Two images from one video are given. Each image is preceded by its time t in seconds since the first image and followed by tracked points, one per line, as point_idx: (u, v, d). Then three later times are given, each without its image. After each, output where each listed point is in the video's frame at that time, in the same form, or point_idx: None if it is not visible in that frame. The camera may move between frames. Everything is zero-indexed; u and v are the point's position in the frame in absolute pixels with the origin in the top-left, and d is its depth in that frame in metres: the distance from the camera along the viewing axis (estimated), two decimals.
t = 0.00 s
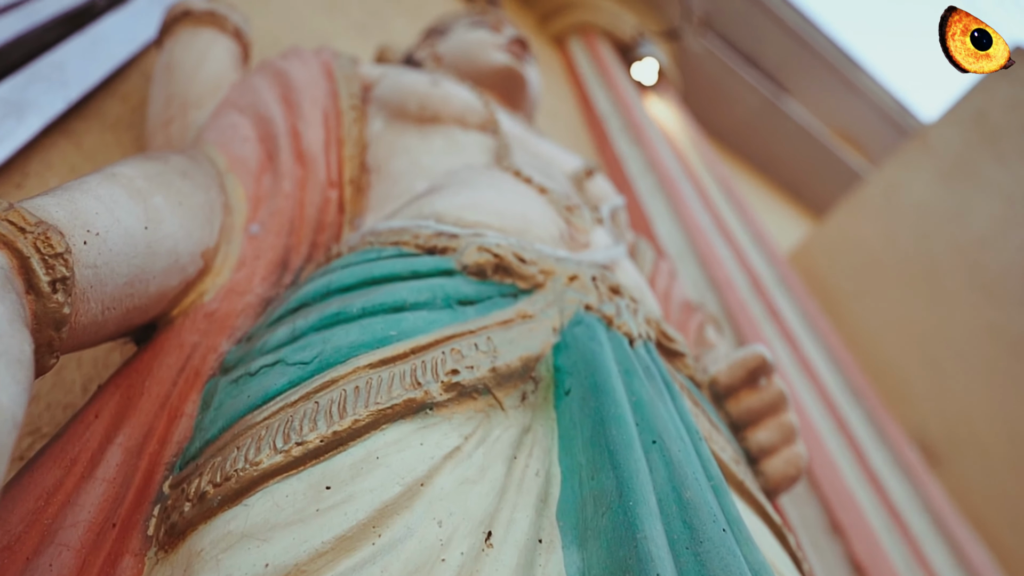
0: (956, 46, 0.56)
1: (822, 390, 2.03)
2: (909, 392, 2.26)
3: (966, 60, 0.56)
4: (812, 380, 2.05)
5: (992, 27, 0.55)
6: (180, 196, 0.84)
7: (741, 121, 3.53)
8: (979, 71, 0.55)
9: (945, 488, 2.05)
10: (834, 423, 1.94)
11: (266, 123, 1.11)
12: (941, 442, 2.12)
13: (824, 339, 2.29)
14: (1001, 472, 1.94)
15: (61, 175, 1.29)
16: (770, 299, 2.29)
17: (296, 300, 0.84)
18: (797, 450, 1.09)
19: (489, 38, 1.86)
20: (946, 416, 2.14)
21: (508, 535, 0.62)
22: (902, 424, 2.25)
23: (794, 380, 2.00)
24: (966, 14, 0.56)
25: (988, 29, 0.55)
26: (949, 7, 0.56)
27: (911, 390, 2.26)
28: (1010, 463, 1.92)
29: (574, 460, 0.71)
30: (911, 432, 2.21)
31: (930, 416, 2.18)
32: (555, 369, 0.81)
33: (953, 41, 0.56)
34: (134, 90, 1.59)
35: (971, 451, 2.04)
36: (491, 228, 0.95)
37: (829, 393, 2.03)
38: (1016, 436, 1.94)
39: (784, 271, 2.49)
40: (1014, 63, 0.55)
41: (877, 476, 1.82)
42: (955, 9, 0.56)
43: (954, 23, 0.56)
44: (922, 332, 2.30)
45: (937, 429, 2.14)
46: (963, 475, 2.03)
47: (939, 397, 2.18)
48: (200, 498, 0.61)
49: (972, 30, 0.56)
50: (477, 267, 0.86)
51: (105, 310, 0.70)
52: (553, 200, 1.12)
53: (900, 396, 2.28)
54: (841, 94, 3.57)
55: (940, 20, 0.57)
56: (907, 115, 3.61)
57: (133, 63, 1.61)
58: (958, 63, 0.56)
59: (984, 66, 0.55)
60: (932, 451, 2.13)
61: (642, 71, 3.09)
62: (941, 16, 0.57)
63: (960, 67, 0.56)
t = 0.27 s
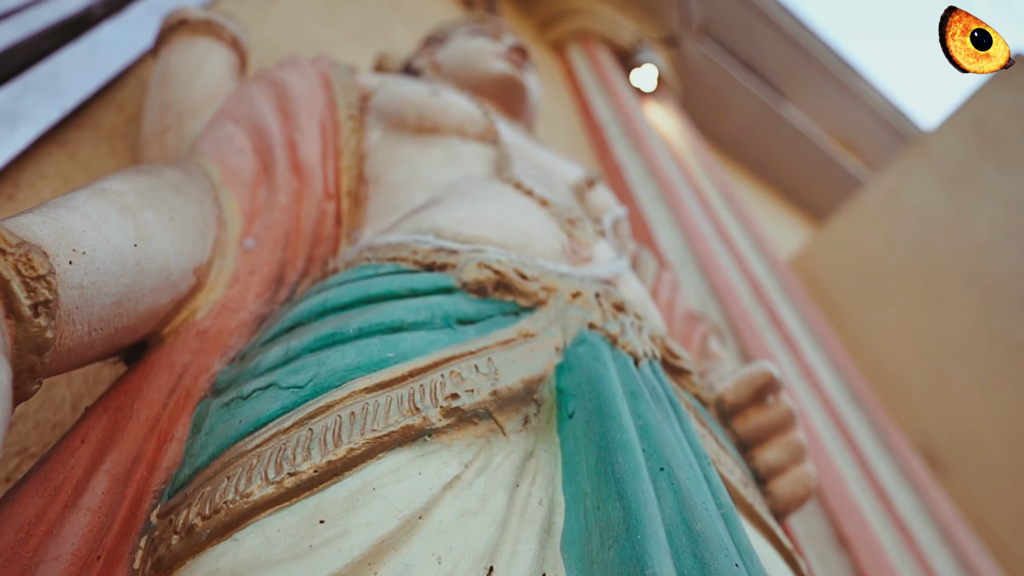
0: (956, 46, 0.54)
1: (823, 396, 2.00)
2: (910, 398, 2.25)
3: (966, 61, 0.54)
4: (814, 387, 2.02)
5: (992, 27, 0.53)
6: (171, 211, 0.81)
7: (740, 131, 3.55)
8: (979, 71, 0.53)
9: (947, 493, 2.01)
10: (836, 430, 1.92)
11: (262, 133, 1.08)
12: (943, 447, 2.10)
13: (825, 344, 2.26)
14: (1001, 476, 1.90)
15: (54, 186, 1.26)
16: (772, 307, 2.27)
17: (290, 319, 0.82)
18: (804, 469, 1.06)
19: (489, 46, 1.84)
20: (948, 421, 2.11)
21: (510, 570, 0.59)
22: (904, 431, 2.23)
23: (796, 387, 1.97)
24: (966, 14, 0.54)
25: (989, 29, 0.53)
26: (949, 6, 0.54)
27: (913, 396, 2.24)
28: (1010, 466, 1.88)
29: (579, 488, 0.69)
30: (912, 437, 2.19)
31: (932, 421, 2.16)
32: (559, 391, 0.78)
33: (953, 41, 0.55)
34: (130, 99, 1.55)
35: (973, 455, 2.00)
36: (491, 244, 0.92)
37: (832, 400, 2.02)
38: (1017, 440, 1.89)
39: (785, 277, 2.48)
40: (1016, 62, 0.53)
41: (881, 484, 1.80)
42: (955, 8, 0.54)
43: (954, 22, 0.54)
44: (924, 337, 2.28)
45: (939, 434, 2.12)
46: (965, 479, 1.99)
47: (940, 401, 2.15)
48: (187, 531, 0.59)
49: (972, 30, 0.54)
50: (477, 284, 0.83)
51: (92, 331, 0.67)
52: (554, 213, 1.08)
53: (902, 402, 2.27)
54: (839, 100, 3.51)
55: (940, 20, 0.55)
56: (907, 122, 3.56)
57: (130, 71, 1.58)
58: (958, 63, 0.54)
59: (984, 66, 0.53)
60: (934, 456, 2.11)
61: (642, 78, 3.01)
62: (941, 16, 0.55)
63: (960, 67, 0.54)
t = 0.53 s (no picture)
0: (956, 46, 0.56)
1: (825, 398, 2.01)
2: (910, 398, 2.21)
3: (966, 61, 0.55)
4: (815, 390, 2.02)
5: (992, 28, 0.55)
6: (164, 223, 0.79)
7: (739, 133, 3.54)
8: (979, 71, 0.55)
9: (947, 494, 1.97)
10: (836, 429, 1.92)
11: (259, 142, 1.06)
12: (942, 447, 2.06)
13: (825, 347, 2.28)
14: (1004, 479, 1.87)
15: (49, 194, 1.24)
16: (773, 310, 2.28)
17: (287, 332, 0.80)
18: (810, 482, 1.05)
19: (489, 52, 1.82)
20: (949, 421, 2.07)
21: None
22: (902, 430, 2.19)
23: (797, 390, 1.98)
24: (966, 14, 0.56)
25: (988, 29, 0.55)
26: (950, 6, 0.56)
27: (913, 396, 2.20)
28: (1014, 469, 1.85)
29: (583, 507, 0.67)
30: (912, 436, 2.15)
31: (932, 421, 2.12)
32: (561, 407, 0.76)
33: (953, 41, 0.56)
34: (127, 105, 1.54)
35: (975, 457, 1.97)
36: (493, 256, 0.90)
37: (834, 405, 2.01)
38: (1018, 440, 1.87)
39: (785, 281, 2.49)
40: (1015, 62, 0.54)
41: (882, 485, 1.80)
42: (956, 9, 0.56)
43: (954, 23, 0.56)
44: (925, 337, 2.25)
45: (939, 435, 2.08)
46: (966, 481, 1.96)
47: (942, 402, 2.12)
48: (180, 555, 0.57)
49: (972, 30, 0.56)
50: (477, 297, 0.82)
51: (81, 349, 0.65)
52: (555, 222, 1.06)
53: (901, 401, 2.23)
54: (835, 100, 3.61)
55: (941, 20, 0.57)
56: (901, 123, 3.65)
57: (126, 77, 1.56)
58: (958, 62, 0.55)
59: (984, 66, 0.54)
60: (934, 456, 2.06)
61: (641, 83, 3.00)
62: (941, 16, 0.56)
63: (960, 67, 0.55)
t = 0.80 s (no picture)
0: (956, 46, 0.57)
1: (828, 403, 2.00)
2: (913, 402, 2.19)
3: (966, 60, 0.57)
4: (818, 395, 2.01)
5: (992, 27, 0.56)
6: (156, 239, 0.77)
7: (738, 136, 3.51)
8: (979, 70, 0.56)
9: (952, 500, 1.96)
10: (840, 434, 1.90)
11: (255, 152, 1.04)
12: (945, 450, 2.05)
13: (829, 352, 2.27)
14: (1010, 485, 1.86)
15: (43, 203, 1.21)
16: (776, 316, 2.25)
17: (283, 350, 0.77)
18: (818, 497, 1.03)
19: (489, 59, 1.81)
20: (953, 426, 2.06)
21: None
22: (905, 432, 2.18)
23: (801, 396, 1.96)
24: (966, 15, 0.57)
25: (988, 29, 0.56)
26: (950, 7, 0.57)
27: (915, 400, 2.19)
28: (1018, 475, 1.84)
29: (588, 533, 0.65)
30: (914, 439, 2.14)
31: (936, 426, 2.11)
32: (565, 427, 0.74)
33: (953, 41, 0.58)
34: (123, 113, 1.51)
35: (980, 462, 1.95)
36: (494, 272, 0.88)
37: (838, 411, 1.99)
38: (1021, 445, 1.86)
39: (788, 285, 2.48)
40: (1015, 63, 0.55)
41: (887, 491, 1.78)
42: (955, 9, 0.57)
43: (954, 23, 0.57)
44: (928, 341, 2.23)
45: (943, 440, 2.07)
46: (971, 487, 1.95)
47: (945, 406, 2.10)
48: None
49: (972, 30, 0.57)
50: (478, 313, 0.79)
51: (70, 370, 0.63)
52: (557, 234, 1.04)
53: (904, 405, 2.22)
54: (835, 104, 3.63)
55: (941, 20, 0.58)
56: (899, 127, 3.67)
57: (123, 85, 1.54)
58: (958, 63, 0.57)
59: (984, 66, 0.56)
60: (938, 460, 2.05)
61: (641, 87, 2.97)
62: (941, 16, 0.58)
63: (961, 67, 0.57)
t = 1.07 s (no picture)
0: (956, 46, 0.58)
1: (831, 410, 1.97)
2: (915, 406, 2.17)
3: (966, 61, 0.57)
4: (821, 402, 1.98)
5: (992, 27, 0.57)
6: (146, 256, 0.75)
7: (739, 143, 3.50)
8: (979, 70, 0.57)
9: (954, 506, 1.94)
10: (844, 442, 1.88)
11: (250, 165, 1.02)
12: (948, 455, 2.02)
13: (831, 358, 2.24)
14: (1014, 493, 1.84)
15: (34, 215, 1.19)
16: (778, 323, 2.23)
17: (277, 370, 0.75)
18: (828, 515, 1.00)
19: (489, 67, 1.78)
20: (955, 432, 2.03)
21: None
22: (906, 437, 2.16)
23: (804, 403, 1.94)
24: (966, 14, 0.58)
25: (988, 29, 0.57)
26: (950, 7, 0.58)
27: (917, 405, 2.17)
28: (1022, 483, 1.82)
29: (594, 564, 0.63)
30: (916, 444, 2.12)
31: (937, 432, 2.08)
32: (570, 451, 0.72)
33: (953, 41, 0.58)
34: (117, 123, 1.49)
35: (983, 468, 1.92)
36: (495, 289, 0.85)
37: (842, 418, 1.97)
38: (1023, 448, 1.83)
39: (790, 292, 2.46)
40: (1014, 62, 0.56)
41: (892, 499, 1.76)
42: (955, 9, 0.58)
43: (954, 22, 0.58)
44: (929, 346, 2.20)
45: (945, 446, 2.04)
46: (974, 494, 1.92)
47: (947, 412, 2.08)
48: None
49: (972, 30, 0.58)
50: (479, 332, 0.77)
51: (54, 396, 0.61)
52: (559, 248, 1.01)
53: (905, 410, 2.19)
54: (835, 109, 3.60)
55: (941, 19, 0.59)
56: (899, 132, 3.65)
57: (117, 94, 1.52)
58: (959, 62, 0.57)
59: (984, 66, 0.56)
60: (940, 466, 2.03)
61: (641, 94, 2.97)
62: (941, 16, 0.58)
63: (960, 67, 0.58)
